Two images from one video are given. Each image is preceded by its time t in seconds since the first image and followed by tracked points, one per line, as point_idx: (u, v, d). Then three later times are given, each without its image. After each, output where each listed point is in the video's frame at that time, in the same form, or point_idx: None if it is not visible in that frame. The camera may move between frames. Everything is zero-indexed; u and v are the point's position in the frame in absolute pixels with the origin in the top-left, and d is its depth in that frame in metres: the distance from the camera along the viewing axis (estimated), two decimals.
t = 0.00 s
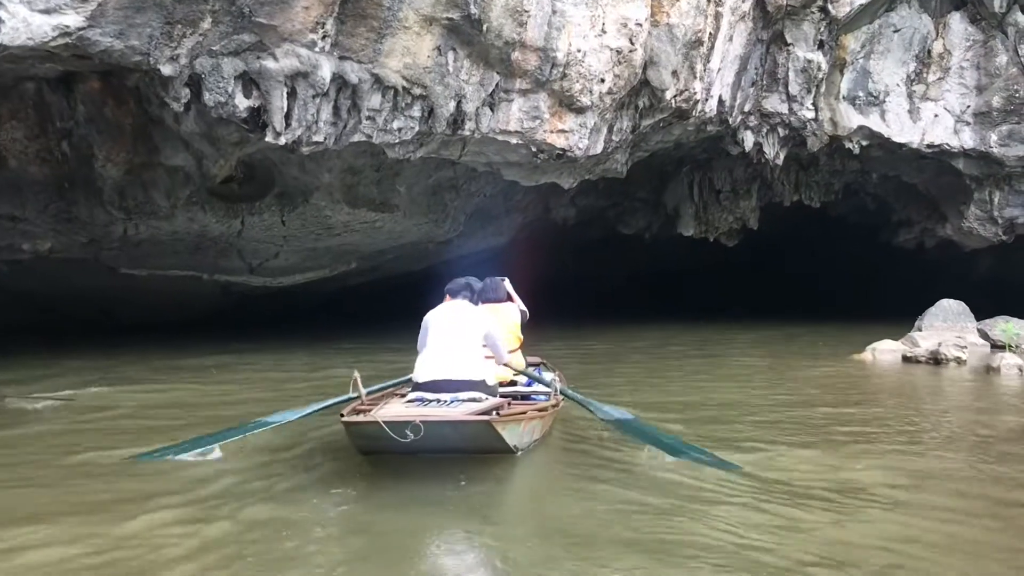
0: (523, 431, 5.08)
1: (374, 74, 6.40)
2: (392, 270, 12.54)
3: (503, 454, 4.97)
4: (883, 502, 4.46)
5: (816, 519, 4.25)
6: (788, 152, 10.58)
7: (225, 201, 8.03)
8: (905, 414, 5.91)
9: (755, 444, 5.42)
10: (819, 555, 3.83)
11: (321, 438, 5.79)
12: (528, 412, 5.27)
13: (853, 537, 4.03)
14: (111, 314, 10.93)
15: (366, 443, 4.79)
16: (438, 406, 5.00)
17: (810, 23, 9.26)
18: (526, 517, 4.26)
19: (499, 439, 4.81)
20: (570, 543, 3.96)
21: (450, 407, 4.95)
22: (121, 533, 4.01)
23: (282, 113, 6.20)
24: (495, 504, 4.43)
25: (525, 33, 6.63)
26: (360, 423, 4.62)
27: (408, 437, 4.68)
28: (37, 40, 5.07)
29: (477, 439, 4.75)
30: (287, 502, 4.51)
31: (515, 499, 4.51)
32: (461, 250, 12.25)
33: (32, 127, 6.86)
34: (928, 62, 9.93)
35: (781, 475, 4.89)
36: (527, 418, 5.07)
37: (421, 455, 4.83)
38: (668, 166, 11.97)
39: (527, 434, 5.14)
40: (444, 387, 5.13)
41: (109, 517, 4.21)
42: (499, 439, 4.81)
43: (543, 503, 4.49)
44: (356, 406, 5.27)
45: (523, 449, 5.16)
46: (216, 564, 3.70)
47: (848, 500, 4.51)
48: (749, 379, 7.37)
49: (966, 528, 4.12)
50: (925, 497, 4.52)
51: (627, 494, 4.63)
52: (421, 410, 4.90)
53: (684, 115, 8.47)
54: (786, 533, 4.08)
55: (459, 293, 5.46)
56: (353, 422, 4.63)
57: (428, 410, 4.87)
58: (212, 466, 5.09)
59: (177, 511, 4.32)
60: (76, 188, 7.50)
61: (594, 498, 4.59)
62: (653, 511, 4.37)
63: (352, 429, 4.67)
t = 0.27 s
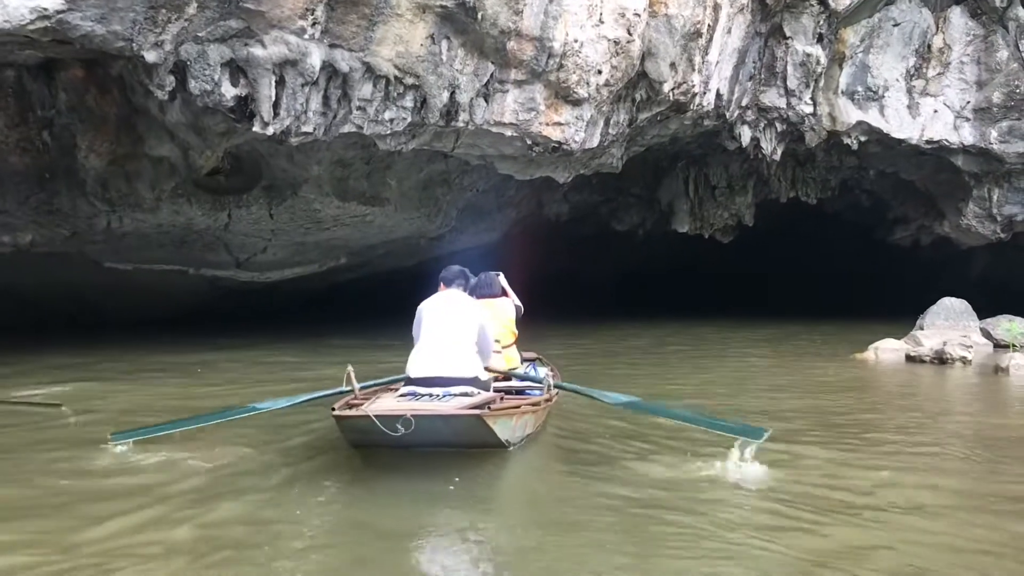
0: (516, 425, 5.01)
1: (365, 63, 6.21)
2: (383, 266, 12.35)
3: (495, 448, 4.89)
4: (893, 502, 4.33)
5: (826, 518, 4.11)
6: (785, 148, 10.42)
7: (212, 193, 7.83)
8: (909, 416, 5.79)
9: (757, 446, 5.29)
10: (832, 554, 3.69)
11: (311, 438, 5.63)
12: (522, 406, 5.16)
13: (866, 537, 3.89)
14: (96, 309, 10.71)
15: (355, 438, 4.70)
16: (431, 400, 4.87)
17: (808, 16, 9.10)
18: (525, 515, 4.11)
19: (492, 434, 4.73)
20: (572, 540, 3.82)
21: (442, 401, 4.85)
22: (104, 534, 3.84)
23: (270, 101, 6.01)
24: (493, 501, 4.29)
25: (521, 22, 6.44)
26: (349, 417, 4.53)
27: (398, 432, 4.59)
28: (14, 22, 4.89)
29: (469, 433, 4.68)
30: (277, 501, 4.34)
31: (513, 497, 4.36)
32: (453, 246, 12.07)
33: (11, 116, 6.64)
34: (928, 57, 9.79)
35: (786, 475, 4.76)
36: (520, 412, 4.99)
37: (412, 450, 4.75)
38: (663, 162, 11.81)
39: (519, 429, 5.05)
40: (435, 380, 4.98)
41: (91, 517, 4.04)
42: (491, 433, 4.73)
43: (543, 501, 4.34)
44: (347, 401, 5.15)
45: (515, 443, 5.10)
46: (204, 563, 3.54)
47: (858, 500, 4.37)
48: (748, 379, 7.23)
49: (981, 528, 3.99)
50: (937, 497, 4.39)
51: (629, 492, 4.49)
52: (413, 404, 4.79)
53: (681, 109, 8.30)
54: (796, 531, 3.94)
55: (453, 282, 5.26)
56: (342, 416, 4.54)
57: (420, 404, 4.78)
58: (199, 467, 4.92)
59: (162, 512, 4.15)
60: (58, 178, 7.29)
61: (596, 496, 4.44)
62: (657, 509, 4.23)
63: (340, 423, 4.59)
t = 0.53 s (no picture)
0: (508, 420, 4.99)
1: (355, 55, 6.04)
2: (373, 265, 12.18)
3: (489, 442, 4.89)
4: (899, 503, 4.29)
5: (832, 519, 4.06)
6: (782, 144, 10.28)
7: (199, 189, 7.64)
8: (909, 419, 5.76)
9: (758, 450, 5.24)
10: (841, 555, 3.64)
11: (305, 440, 5.55)
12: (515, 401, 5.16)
13: (874, 537, 3.84)
14: (81, 309, 10.52)
15: (348, 432, 4.68)
16: (424, 395, 4.84)
17: (806, 10, 8.92)
18: (527, 517, 4.05)
19: (485, 429, 4.72)
20: (577, 542, 3.76)
21: (435, 395, 4.82)
22: (98, 539, 3.76)
23: (258, 94, 5.83)
24: (492, 503, 4.23)
25: (516, 13, 6.26)
26: (341, 412, 4.51)
27: (390, 426, 4.59)
28: None
29: (461, 428, 4.67)
30: (274, 504, 4.27)
31: (513, 499, 4.31)
32: (445, 245, 11.89)
33: None
34: (926, 52, 9.65)
35: (788, 478, 4.71)
36: (513, 406, 4.98)
37: (405, 445, 4.74)
38: (657, 159, 11.67)
39: (512, 424, 5.06)
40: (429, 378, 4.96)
41: (84, 523, 3.95)
42: (484, 428, 4.72)
43: (545, 503, 4.28)
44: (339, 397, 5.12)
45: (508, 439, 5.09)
46: (200, 571, 3.44)
47: (863, 501, 4.32)
48: (745, 380, 7.17)
49: (990, 528, 3.94)
50: (942, 497, 4.35)
51: (631, 494, 4.44)
52: (405, 398, 4.76)
53: (678, 103, 8.14)
54: (803, 532, 3.89)
55: (446, 268, 5.21)
56: (334, 411, 4.52)
57: (412, 398, 4.76)
58: (192, 472, 4.83)
59: (156, 517, 4.06)
60: (40, 174, 7.10)
61: (598, 498, 4.38)
62: (661, 510, 4.17)
63: (332, 418, 4.57)
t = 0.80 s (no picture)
0: (497, 423, 5.07)
1: (344, 52, 5.86)
2: (364, 269, 12.01)
3: (478, 446, 4.98)
4: (900, 510, 4.26)
5: (834, 529, 4.03)
6: (779, 143, 10.12)
7: (184, 192, 7.45)
8: (909, 419, 5.72)
9: (757, 453, 5.19)
10: (846, 567, 3.61)
11: (298, 446, 5.47)
12: (507, 404, 5.27)
13: (877, 547, 3.82)
14: (67, 316, 10.32)
15: (338, 437, 4.77)
16: (414, 399, 4.92)
17: (803, 6, 8.78)
18: (528, 532, 4.02)
19: (473, 432, 4.80)
20: (579, 558, 3.72)
21: (425, 399, 4.91)
22: (90, 560, 3.67)
23: (243, 94, 5.65)
24: (491, 516, 4.20)
25: (509, 9, 6.08)
26: (331, 417, 4.59)
27: (379, 430, 4.68)
28: None
29: (450, 432, 4.77)
30: (270, 519, 4.21)
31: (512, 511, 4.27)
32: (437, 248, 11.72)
33: None
34: (924, 48, 9.51)
35: (788, 483, 4.67)
36: (502, 410, 5.09)
37: (395, 450, 4.84)
38: (651, 159, 11.52)
39: (503, 427, 5.15)
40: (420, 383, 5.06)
41: (77, 541, 3.88)
42: (473, 432, 4.83)
43: (544, 514, 4.25)
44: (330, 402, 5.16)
45: (498, 441, 5.17)
46: None
47: (864, 508, 4.29)
48: (741, 381, 7.12)
49: (992, 537, 3.92)
50: (943, 503, 4.33)
51: (631, 503, 4.40)
52: (395, 403, 4.84)
53: (674, 101, 7.97)
54: (805, 544, 3.86)
55: (436, 269, 5.21)
56: (324, 416, 4.60)
57: (402, 403, 4.84)
58: (185, 482, 4.76)
59: (150, 534, 4.00)
60: (20, 178, 6.90)
61: (597, 508, 4.35)
62: (661, 521, 4.13)
63: (323, 423, 4.66)
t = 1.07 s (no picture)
0: (490, 431, 4.90)
1: (332, 53, 5.69)
2: (354, 275, 11.82)
3: (472, 455, 4.81)
4: (914, 514, 4.14)
5: (848, 534, 3.91)
6: (774, 144, 9.98)
7: (168, 200, 7.27)
8: (914, 422, 5.61)
9: (762, 459, 5.07)
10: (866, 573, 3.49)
11: (290, 455, 5.31)
12: (500, 412, 5.12)
13: (894, 552, 3.70)
14: (52, 326, 10.09)
15: (329, 445, 4.59)
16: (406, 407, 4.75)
17: (797, 5, 8.67)
18: (531, 539, 3.89)
19: (465, 441, 4.63)
20: (587, 568, 3.56)
21: (417, 407, 4.74)
22: None
23: (228, 96, 5.48)
24: (489, 522, 4.07)
25: (502, 8, 5.93)
26: (321, 425, 4.42)
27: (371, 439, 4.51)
28: None
29: (442, 441, 4.59)
30: (264, 526, 4.05)
31: (512, 518, 4.14)
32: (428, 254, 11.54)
33: None
34: (920, 47, 9.40)
35: (797, 488, 4.54)
36: (495, 418, 4.92)
37: (386, 458, 4.67)
38: (644, 161, 11.37)
39: (494, 435, 4.99)
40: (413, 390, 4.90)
41: (62, 552, 3.71)
42: (466, 440, 4.66)
43: (546, 523, 4.08)
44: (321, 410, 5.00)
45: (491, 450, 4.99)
46: None
47: (877, 513, 4.17)
48: (741, 387, 6.99)
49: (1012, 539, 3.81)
50: (957, 507, 4.22)
51: (636, 509, 4.27)
52: (386, 410, 4.67)
53: (669, 102, 7.83)
54: (820, 549, 3.73)
55: (426, 274, 5.05)
56: (314, 424, 4.44)
57: (393, 410, 4.67)
58: (174, 491, 4.59)
59: (139, 546, 3.83)
60: None
61: (602, 513, 4.21)
62: (670, 527, 4.00)
63: (312, 431, 4.48)
